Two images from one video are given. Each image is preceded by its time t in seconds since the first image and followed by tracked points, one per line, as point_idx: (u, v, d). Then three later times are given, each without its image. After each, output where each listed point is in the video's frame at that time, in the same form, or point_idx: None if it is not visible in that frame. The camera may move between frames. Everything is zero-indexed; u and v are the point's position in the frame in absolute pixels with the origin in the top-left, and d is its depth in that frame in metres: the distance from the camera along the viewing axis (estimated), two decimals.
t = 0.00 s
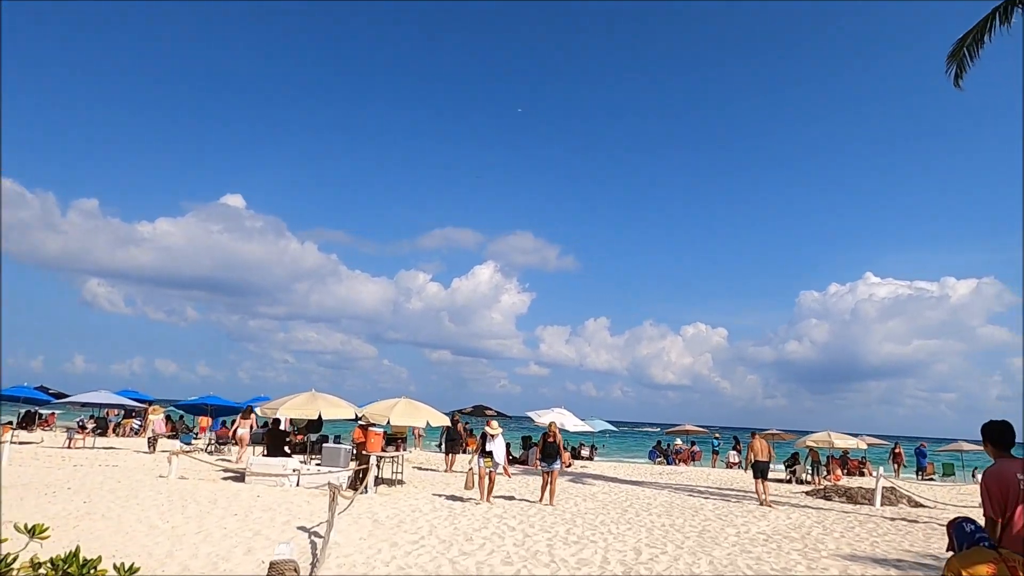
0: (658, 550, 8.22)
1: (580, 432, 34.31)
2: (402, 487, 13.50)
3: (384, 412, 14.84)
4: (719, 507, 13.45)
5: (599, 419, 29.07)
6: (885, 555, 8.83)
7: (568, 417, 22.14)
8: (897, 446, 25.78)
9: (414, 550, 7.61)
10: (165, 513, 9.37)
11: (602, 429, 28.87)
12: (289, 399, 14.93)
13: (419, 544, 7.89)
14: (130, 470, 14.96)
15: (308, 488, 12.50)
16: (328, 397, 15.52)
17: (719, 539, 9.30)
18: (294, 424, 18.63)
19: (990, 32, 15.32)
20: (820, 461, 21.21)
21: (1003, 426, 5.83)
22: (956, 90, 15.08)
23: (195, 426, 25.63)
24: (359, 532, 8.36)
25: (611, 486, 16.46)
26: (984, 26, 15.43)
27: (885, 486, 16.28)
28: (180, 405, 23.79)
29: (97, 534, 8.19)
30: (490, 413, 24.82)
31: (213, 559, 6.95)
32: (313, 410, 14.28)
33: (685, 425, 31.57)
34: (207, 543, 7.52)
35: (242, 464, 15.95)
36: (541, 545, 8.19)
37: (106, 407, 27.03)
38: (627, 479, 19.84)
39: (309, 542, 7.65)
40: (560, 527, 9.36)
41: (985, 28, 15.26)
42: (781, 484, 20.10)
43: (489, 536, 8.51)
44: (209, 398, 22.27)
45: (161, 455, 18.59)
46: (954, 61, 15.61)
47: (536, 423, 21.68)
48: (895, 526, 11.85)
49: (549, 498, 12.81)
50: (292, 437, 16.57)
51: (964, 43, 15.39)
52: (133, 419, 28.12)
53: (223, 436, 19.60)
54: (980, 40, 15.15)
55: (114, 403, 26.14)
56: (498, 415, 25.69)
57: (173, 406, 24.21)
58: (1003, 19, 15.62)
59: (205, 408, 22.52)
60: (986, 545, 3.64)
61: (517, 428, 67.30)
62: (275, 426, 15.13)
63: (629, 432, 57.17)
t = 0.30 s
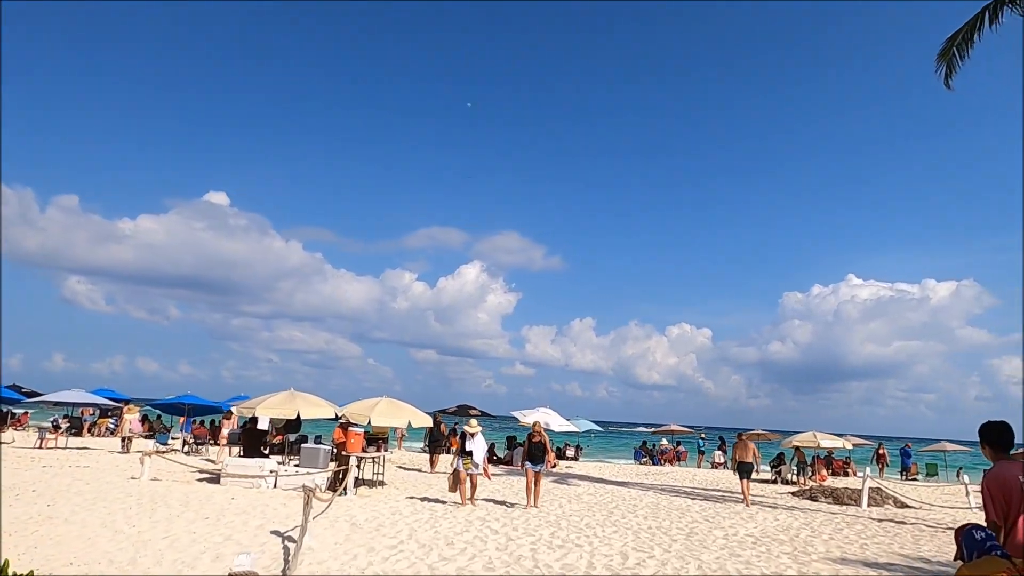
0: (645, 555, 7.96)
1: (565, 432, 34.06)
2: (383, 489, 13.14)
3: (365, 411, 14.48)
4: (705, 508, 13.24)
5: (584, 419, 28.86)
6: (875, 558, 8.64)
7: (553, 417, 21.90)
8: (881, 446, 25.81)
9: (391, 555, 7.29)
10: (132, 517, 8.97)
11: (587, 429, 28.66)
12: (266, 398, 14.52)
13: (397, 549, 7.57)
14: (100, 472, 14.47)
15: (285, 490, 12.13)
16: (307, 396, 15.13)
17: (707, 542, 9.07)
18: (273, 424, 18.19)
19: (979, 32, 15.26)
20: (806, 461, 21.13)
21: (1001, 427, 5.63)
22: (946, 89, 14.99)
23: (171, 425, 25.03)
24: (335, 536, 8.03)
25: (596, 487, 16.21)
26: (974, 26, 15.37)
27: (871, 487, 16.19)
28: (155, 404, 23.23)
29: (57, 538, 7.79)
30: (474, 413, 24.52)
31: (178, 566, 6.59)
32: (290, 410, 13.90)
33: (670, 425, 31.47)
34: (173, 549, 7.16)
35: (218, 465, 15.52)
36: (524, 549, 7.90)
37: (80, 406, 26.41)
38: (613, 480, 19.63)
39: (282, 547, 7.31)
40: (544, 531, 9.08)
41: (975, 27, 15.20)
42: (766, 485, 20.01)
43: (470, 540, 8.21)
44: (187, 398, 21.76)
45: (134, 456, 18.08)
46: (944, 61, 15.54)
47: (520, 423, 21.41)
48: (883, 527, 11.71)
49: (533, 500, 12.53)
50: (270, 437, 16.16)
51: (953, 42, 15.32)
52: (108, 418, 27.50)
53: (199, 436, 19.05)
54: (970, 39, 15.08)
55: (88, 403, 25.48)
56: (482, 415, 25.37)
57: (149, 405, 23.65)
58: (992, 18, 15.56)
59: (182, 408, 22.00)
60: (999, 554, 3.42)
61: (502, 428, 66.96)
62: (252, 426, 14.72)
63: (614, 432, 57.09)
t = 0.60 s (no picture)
0: (633, 556, 7.66)
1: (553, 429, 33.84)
2: (365, 488, 12.78)
3: (346, 409, 14.10)
4: (694, 507, 13.00)
5: (572, 417, 28.60)
6: (869, 558, 8.40)
7: (541, 415, 21.61)
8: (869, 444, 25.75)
9: (366, 559, 6.95)
10: (98, 519, 8.56)
11: (574, 427, 28.41)
12: (245, 396, 14.10)
13: (374, 552, 7.23)
14: (72, 471, 13.99)
15: (262, 490, 11.73)
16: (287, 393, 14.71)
17: (697, 542, 8.81)
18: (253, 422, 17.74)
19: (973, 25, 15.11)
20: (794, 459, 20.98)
21: (1003, 424, 5.39)
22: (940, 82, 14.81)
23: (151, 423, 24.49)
24: (310, 539, 7.69)
25: (584, 486, 15.94)
26: (967, 21, 15.30)
27: (860, 485, 16.02)
28: (133, 401, 22.68)
29: (15, 542, 7.39)
30: (460, 411, 24.18)
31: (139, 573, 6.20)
32: (269, 407, 13.49)
33: (658, 423, 31.28)
34: (136, 554, 6.78)
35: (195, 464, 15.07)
36: (508, 551, 7.59)
37: (56, 404, 25.78)
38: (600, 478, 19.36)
39: (252, 551, 6.95)
40: (528, 532, 8.77)
41: (968, 20, 15.04)
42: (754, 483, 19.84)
43: (452, 542, 7.88)
44: (165, 395, 21.24)
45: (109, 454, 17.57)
46: (937, 54, 15.37)
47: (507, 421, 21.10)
48: (875, 527, 11.51)
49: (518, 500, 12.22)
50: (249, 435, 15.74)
51: (947, 35, 15.15)
52: (86, 416, 26.86)
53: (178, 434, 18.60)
54: (963, 31, 14.92)
55: (65, 400, 24.90)
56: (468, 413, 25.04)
57: (126, 402, 23.09)
58: (985, 11, 15.42)
59: (161, 406, 21.48)
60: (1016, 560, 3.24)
61: (491, 426, 66.72)
62: (229, 424, 14.29)
63: (603, 431, 56.95)
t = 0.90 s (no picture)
0: (628, 559, 7.39)
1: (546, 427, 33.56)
2: (353, 488, 12.49)
3: (334, 407, 13.80)
4: (689, 506, 12.78)
5: (564, 415, 28.43)
6: (870, 560, 8.16)
7: (534, 413, 21.34)
8: (864, 441, 25.57)
9: (349, 564, 6.67)
10: (71, 523, 8.24)
11: (567, 425, 28.18)
12: (229, 394, 13.78)
13: (358, 556, 6.94)
14: (51, 471, 13.63)
15: (246, 491, 11.44)
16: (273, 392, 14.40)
17: (692, 544, 8.56)
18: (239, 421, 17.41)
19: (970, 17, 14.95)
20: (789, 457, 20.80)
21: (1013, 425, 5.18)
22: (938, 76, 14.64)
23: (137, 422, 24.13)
24: (293, 543, 7.38)
25: (577, 485, 15.69)
26: (965, 17, 15.27)
27: (856, 483, 15.84)
28: (116, 400, 22.28)
29: None
30: (452, 409, 23.90)
31: None
32: (254, 406, 13.18)
33: (652, 421, 31.10)
34: (108, 562, 6.46)
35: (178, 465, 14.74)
36: (499, 555, 7.32)
37: (41, 403, 25.42)
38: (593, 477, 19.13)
39: (231, 556, 6.66)
40: (519, 534, 8.49)
41: (965, 12, 14.90)
42: (748, 481, 19.68)
43: (440, 545, 7.61)
44: (151, 394, 20.89)
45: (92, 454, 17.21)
46: (934, 47, 15.22)
47: (499, 419, 20.85)
48: (873, 526, 11.30)
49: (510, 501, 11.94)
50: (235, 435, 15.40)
51: (943, 28, 15.00)
52: (72, 415, 26.47)
53: (163, 433, 18.22)
54: (960, 24, 14.77)
55: (48, 399, 24.40)
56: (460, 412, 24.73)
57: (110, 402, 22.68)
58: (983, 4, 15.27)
59: (146, 405, 21.12)
60: None
61: (484, 424, 66.48)
62: (214, 423, 13.97)
63: (596, 429, 56.78)
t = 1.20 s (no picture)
0: (632, 561, 7.10)
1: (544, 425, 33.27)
2: (347, 488, 12.17)
3: (327, 405, 13.46)
4: (692, 505, 12.49)
5: (563, 413, 28.15)
6: (882, 561, 7.88)
7: (532, 411, 21.03)
8: (866, 438, 25.29)
9: (341, 568, 6.35)
10: (52, 525, 7.90)
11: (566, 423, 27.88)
12: (220, 391, 13.44)
13: (349, 559, 6.62)
14: (37, 472, 13.27)
15: (237, 491, 11.11)
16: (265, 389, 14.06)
17: (698, 545, 8.26)
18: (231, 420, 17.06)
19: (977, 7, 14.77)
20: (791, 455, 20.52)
21: None
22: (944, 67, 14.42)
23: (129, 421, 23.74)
24: (283, 545, 7.07)
25: (576, 484, 15.39)
26: (969, 8, 15.21)
27: (860, 482, 15.57)
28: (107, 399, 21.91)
29: None
30: (449, 407, 23.58)
31: None
32: (245, 404, 12.84)
33: (651, 419, 30.82)
34: (86, 566, 6.14)
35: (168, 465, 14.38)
36: (498, 558, 7.01)
37: (32, 402, 25.00)
38: (593, 476, 18.84)
39: (216, 560, 6.34)
40: (518, 535, 8.18)
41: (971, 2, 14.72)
42: (750, 480, 19.39)
43: (436, 547, 7.30)
44: (142, 393, 20.54)
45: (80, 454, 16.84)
46: (940, 37, 15.01)
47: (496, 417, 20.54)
48: (881, 526, 11.01)
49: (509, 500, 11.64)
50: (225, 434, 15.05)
51: (949, 18, 14.81)
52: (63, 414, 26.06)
53: (155, 432, 17.87)
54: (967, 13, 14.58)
55: (38, 398, 23.99)
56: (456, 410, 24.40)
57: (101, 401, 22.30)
58: None
59: (137, 404, 20.76)
60: None
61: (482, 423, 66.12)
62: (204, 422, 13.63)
63: (594, 426, 56.49)
